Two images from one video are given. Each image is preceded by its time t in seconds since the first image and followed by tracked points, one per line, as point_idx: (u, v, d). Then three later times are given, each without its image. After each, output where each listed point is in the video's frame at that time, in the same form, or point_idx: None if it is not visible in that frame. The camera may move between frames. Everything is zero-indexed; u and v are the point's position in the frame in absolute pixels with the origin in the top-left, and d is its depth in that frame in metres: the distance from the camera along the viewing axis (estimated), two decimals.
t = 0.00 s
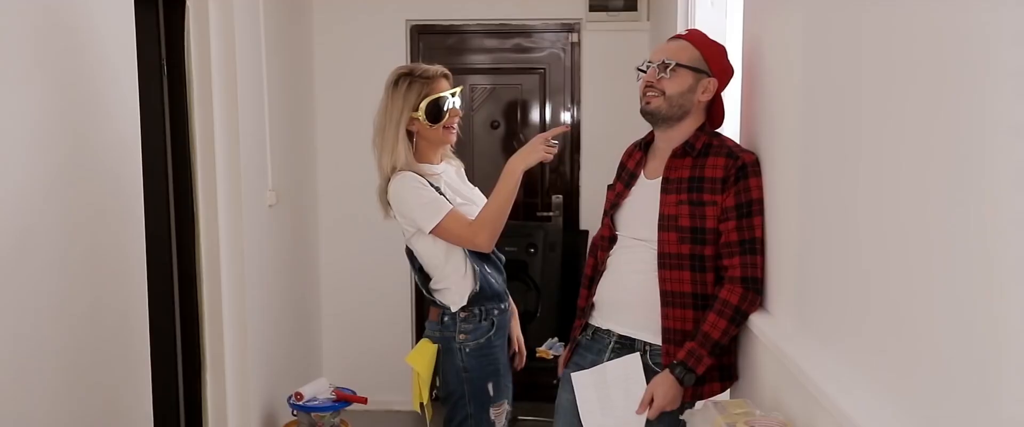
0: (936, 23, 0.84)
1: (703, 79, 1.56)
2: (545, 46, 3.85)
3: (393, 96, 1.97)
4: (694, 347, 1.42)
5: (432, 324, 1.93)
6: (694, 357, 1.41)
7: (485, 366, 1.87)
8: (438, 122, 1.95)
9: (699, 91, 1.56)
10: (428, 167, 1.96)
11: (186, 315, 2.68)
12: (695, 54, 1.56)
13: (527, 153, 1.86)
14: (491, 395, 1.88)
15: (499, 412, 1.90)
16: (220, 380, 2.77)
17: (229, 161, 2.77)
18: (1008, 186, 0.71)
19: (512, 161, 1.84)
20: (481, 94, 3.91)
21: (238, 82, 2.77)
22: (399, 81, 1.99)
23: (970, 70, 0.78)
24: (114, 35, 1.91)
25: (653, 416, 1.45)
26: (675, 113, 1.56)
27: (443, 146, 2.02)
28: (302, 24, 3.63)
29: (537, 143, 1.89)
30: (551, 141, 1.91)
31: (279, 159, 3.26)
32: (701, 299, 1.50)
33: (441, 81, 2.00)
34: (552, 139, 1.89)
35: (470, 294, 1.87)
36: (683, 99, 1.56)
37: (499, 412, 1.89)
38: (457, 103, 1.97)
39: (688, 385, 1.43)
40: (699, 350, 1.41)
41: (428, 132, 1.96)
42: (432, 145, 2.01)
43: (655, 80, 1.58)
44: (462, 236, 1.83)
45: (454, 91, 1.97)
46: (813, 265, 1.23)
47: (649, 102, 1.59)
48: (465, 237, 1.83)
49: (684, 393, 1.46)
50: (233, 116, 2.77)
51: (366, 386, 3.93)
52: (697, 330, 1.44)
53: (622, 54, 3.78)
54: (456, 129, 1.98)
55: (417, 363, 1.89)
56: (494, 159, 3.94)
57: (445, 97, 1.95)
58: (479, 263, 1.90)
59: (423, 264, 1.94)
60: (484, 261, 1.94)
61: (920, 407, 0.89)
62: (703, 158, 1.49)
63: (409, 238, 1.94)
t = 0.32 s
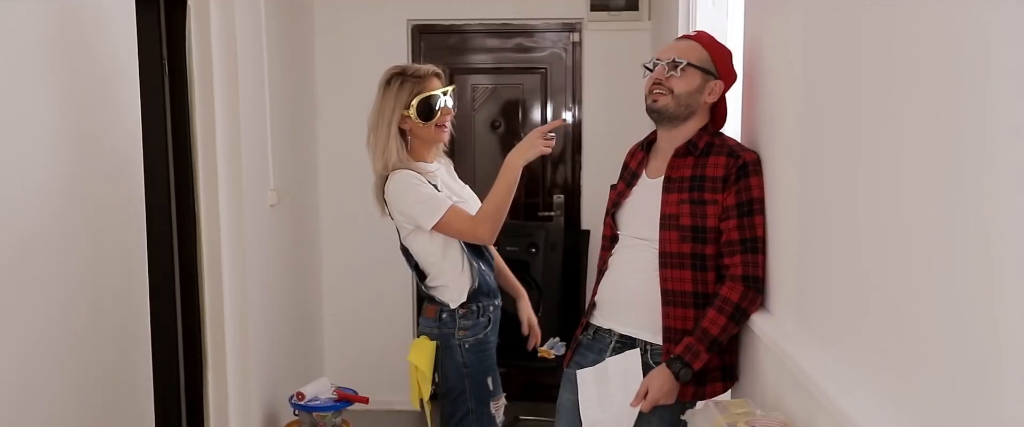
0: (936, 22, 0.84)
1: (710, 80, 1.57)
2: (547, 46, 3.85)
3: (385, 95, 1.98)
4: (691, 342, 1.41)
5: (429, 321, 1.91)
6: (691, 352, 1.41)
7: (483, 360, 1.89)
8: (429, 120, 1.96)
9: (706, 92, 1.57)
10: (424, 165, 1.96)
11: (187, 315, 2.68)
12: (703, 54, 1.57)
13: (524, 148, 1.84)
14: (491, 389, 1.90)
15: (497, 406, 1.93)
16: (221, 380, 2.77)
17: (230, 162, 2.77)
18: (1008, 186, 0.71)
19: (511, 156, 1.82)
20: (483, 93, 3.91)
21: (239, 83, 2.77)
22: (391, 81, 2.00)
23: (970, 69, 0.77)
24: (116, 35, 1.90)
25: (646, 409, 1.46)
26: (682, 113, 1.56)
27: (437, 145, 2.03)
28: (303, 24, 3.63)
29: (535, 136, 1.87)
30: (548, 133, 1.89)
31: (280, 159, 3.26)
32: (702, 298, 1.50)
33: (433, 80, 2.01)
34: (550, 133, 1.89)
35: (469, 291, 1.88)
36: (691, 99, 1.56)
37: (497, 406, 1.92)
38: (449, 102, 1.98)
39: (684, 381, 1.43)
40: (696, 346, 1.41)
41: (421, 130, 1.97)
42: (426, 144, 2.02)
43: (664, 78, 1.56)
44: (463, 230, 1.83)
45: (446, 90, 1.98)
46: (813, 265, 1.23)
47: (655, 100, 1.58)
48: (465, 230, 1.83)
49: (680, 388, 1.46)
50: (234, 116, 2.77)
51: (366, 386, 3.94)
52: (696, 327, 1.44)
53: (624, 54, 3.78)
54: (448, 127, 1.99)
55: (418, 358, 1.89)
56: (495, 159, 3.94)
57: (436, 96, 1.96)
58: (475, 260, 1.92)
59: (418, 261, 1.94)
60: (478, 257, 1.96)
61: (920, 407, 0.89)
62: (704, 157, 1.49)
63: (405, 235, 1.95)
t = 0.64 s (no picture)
0: (936, 22, 0.83)
1: (716, 83, 1.57)
2: (548, 46, 3.85)
3: (380, 95, 2.00)
4: (690, 341, 1.41)
5: (422, 322, 1.92)
6: (690, 350, 1.40)
7: (477, 359, 1.91)
8: (425, 119, 1.96)
9: (711, 95, 1.57)
10: (419, 165, 1.97)
11: (190, 317, 2.68)
12: (710, 57, 1.57)
13: (529, 144, 1.84)
14: (488, 386, 1.91)
15: (495, 401, 1.94)
16: (223, 381, 2.78)
17: (233, 162, 2.77)
18: (1008, 186, 0.71)
19: (515, 155, 1.83)
20: (485, 94, 3.92)
21: (241, 83, 2.77)
22: (387, 81, 2.02)
23: (969, 69, 0.77)
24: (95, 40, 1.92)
25: (643, 407, 1.43)
26: (687, 114, 1.56)
27: (432, 145, 2.03)
28: (305, 24, 3.63)
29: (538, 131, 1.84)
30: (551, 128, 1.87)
31: (282, 160, 3.26)
32: (701, 297, 1.49)
33: (428, 80, 2.02)
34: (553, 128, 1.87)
35: (463, 292, 1.90)
36: (696, 100, 1.56)
37: (496, 402, 1.93)
38: (443, 102, 1.98)
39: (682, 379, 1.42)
40: (695, 345, 1.40)
41: (415, 130, 1.98)
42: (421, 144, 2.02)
43: (671, 77, 1.56)
44: (462, 224, 1.84)
45: (440, 90, 1.99)
46: (813, 266, 1.22)
47: (661, 99, 1.57)
48: (466, 225, 1.84)
49: (678, 387, 1.46)
50: (236, 117, 2.77)
51: (368, 386, 3.94)
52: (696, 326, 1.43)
53: (626, 54, 3.78)
54: (443, 126, 1.99)
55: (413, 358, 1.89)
56: (496, 159, 3.94)
57: (431, 95, 1.96)
58: (469, 259, 1.94)
59: (413, 259, 1.95)
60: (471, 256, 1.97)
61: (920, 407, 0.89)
62: (705, 157, 1.49)
63: (401, 234, 1.95)
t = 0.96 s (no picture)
0: (936, 21, 0.83)
1: (720, 86, 1.56)
2: (551, 47, 3.85)
3: (379, 93, 2.01)
4: (690, 342, 1.41)
5: (416, 323, 1.98)
6: (690, 352, 1.40)
7: (472, 357, 1.97)
8: (421, 121, 1.98)
9: (715, 97, 1.56)
10: (413, 165, 2.00)
11: (192, 318, 2.69)
12: (716, 59, 1.56)
13: (533, 148, 1.83)
14: (484, 382, 1.98)
15: (494, 395, 2.01)
16: (225, 381, 2.78)
17: (235, 163, 2.77)
18: (1008, 186, 0.70)
19: (518, 158, 1.83)
20: (488, 95, 3.92)
21: (243, 84, 2.77)
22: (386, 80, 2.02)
23: (969, 66, 0.77)
24: (99, 40, 1.93)
25: (645, 410, 1.43)
26: (691, 115, 1.56)
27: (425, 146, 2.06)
28: (308, 24, 3.64)
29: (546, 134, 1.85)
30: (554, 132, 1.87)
31: (285, 161, 3.27)
32: (700, 297, 1.49)
33: (426, 82, 2.03)
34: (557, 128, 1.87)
35: (454, 292, 1.95)
36: (700, 102, 1.55)
37: (493, 396, 2.00)
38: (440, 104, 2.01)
39: (684, 381, 1.41)
40: (695, 346, 1.40)
41: (411, 130, 1.99)
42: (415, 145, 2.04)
43: (676, 78, 1.56)
44: (461, 222, 1.88)
45: (438, 94, 2.01)
46: (813, 266, 1.22)
47: (665, 100, 1.57)
48: (465, 223, 1.88)
49: (679, 389, 1.45)
50: (239, 117, 2.77)
51: (370, 386, 3.94)
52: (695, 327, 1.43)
53: (629, 55, 3.77)
54: (438, 129, 2.02)
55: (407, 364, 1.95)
56: (498, 159, 3.94)
57: (428, 98, 1.98)
58: (461, 260, 1.99)
59: (407, 259, 1.98)
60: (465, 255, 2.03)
61: (920, 406, 0.88)
62: (705, 157, 1.50)
63: (396, 234, 1.98)
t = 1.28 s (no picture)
0: (936, 21, 0.83)
1: (723, 88, 1.55)
2: (554, 48, 3.85)
3: (378, 95, 2.01)
4: (693, 349, 1.41)
5: (418, 317, 2.01)
6: (694, 359, 1.40)
7: (474, 353, 1.99)
8: (418, 126, 1.99)
9: (718, 100, 1.55)
10: (407, 166, 2.01)
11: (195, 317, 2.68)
12: (721, 61, 1.54)
13: (533, 155, 1.83)
14: (487, 378, 2.00)
15: (497, 390, 2.03)
16: (227, 380, 2.78)
17: (237, 163, 2.78)
18: (1008, 187, 0.70)
19: (520, 164, 1.83)
20: (491, 95, 3.91)
21: (245, 85, 2.77)
22: (386, 82, 2.02)
23: (968, 66, 0.77)
24: (101, 39, 1.93)
25: (652, 419, 1.43)
26: (694, 117, 1.55)
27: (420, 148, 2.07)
28: (311, 25, 3.64)
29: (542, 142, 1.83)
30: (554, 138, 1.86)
31: (287, 161, 3.27)
32: (698, 296, 1.49)
33: (427, 87, 2.04)
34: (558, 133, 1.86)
35: (455, 288, 1.97)
36: (704, 104, 1.54)
37: (496, 392, 2.02)
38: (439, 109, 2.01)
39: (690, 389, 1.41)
40: (698, 352, 1.40)
41: (407, 135, 2.01)
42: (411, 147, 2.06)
43: (680, 80, 1.55)
44: (460, 224, 1.89)
45: (436, 100, 2.01)
46: (814, 267, 1.22)
47: (669, 101, 1.57)
48: (462, 224, 1.89)
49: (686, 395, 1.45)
50: (241, 118, 2.77)
51: (371, 387, 3.94)
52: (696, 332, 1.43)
53: (632, 55, 3.77)
54: (433, 134, 2.03)
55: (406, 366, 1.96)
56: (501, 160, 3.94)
57: (427, 103, 1.99)
58: (461, 256, 2.00)
59: (406, 259, 2.00)
60: (464, 252, 2.04)
61: (920, 406, 0.88)
62: (706, 157, 1.50)
63: (393, 235, 2.00)
